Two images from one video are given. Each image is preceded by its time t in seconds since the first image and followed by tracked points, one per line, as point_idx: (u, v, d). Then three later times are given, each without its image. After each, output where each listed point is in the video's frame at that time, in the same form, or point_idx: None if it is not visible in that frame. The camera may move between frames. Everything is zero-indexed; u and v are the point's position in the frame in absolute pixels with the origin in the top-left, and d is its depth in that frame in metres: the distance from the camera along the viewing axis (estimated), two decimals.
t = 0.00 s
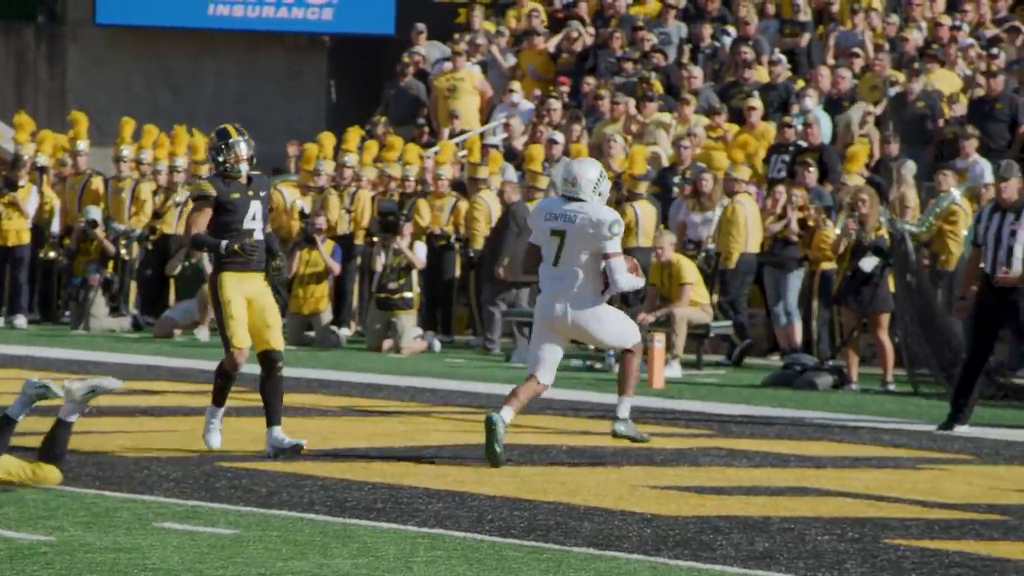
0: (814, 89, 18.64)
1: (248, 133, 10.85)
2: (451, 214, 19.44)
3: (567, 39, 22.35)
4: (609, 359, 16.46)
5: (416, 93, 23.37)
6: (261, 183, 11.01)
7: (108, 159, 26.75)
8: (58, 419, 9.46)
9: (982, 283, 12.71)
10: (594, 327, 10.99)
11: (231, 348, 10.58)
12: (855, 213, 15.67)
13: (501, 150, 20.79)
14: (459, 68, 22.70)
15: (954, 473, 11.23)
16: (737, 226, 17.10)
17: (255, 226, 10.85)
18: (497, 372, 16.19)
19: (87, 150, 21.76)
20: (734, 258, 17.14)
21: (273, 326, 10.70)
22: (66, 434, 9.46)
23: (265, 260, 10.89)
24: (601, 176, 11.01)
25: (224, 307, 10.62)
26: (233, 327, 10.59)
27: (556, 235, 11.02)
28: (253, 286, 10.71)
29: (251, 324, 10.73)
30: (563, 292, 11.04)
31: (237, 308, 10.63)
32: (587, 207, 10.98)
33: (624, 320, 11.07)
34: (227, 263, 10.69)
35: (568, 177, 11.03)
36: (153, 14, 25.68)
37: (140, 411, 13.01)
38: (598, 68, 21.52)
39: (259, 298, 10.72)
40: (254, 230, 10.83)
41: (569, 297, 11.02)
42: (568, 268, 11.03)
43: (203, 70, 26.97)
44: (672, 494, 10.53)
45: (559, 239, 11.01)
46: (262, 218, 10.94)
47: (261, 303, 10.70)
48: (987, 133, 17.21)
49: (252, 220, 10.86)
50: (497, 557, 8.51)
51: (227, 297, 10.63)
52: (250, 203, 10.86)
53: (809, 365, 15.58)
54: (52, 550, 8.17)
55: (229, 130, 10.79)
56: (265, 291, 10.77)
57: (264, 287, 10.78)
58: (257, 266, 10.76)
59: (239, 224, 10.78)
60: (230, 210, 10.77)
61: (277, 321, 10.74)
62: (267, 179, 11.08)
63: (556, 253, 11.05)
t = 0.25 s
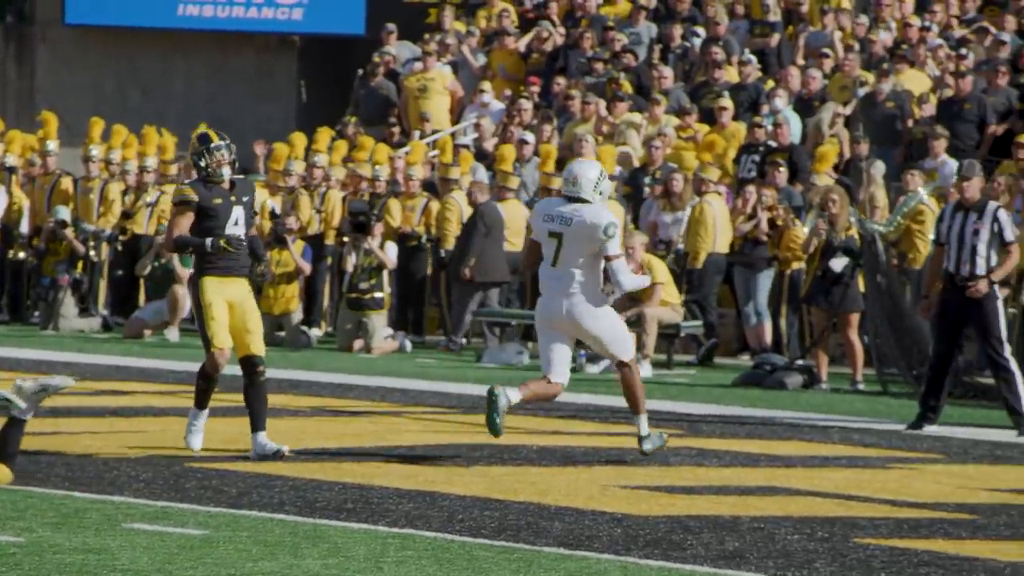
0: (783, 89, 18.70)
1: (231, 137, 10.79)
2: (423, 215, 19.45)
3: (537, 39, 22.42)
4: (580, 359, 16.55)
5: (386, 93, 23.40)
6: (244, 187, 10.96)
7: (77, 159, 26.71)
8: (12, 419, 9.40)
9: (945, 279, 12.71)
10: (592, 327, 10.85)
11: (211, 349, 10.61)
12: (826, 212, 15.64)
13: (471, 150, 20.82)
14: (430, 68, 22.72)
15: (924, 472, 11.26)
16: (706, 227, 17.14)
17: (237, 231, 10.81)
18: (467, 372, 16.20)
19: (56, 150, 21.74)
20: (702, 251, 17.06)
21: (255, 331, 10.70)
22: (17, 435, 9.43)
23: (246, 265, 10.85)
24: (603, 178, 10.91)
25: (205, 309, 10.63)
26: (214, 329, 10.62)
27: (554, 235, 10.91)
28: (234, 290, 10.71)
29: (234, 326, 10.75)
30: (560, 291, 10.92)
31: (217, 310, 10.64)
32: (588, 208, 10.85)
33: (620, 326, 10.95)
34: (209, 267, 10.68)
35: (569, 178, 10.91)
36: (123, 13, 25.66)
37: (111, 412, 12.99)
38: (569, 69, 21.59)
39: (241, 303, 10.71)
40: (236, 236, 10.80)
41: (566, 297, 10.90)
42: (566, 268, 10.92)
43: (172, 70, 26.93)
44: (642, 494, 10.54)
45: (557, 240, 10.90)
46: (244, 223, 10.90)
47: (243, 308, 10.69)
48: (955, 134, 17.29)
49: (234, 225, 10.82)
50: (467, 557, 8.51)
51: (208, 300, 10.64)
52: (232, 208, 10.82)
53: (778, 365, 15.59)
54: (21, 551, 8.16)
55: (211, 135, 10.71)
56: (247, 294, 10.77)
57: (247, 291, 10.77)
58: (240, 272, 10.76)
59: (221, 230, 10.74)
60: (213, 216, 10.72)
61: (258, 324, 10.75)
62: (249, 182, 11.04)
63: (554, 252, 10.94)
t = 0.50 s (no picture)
0: (752, 89, 18.78)
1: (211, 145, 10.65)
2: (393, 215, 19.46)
3: (507, 39, 22.49)
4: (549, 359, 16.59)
5: (356, 93, 23.43)
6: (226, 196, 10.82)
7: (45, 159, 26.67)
8: None
9: (910, 278, 12.78)
10: (591, 331, 10.71)
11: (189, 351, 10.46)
12: (794, 213, 15.69)
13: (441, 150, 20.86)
14: (399, 68, 22.76)
15: (892, 471, 11.29)
16: (673, 227, 17.04)
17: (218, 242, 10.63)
18: (436, 372, 16.21)
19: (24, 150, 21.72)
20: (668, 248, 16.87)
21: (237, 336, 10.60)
22: None
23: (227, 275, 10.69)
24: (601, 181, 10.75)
25: (183, 315, 10.50)
26: (191, 331, 10.49)
27: (555, 237, 10.74)
28: (213, 297, 10.58)
29: (215, 333, 10.61)
30: (561, 292, 10.76)
31: (196, 315, 10.51)
32: (589, 211, 10.69)
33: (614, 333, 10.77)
34: (187, 275, 10.56)
35: (568, 181, 10.74)
36: (92, 12, 25.68)
37: (79, 412, 12.96)
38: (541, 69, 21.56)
39: (221, 310, 10.58)
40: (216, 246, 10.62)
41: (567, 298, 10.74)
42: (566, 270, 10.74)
43: (141, 70, 26.88)
44: (611, 493, 10.54)
45: (559, 242, 10.73)
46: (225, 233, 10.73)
47: (223, 316, 10.56)
48: (924, 133, 17.29)
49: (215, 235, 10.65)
50: (437, 557, 8.51)
51: (186, 305, 10.52)
52: (213, 217, 10.66)
53: (748, 365, 15.59)
54: None
55: (190, 141, 10.60)
56: (228, 301, 10.64)
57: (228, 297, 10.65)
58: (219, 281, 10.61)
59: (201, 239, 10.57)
60: (193, 226, 10.54)
61: (240, 330, 10.61)
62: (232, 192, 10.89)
63: (553, 254, 10.77)
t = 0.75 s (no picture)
0: (718, 91, 18.84)
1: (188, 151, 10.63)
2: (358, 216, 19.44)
3: (473, 40, 22.57)
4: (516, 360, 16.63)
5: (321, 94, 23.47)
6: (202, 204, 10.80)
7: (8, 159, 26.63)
8: None
9: (872, 278, 12.84)
10: (588, 334, 10.80)
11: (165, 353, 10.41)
12: (761, 214, 15.72)
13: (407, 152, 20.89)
14: (366, 69, 22.80)
15: (856, 472, 11.33)
16: (636, 227, 16.92)
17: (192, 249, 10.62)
18: (401, 373, 16.21)
19: None
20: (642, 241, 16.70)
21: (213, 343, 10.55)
22: None
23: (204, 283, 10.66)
24: (593, 187, 10.91)
25: (158, 320, 10.45)
26: (167, 335, 10.43)
27: (555, 243, 10.85)
28: (189, 301, 10.54)
29: (191, 338, 10.59)
30: (559, 296, 10.84)
31: (172, 317, 10.46)
32: (584, 217, 10.86)
33: (609, 336, 10.86)
34: (164, 280, 10.52)
35: (562, 188, 10.90)
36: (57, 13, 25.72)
37: (44, 414, 12.93)
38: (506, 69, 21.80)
39: (197, 315, 10.56)
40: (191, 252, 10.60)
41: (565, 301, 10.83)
42: (565, 274, 10.85)
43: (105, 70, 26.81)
44: (577, 494, 10.56)
45: (558, 248, 10.84)
46: (200, 240, 10.71)
47: (199, 322, 10.53)
48: (888, 135, 17.36)
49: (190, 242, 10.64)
50: (402, 558, 8.52)
51: (161, 309, 10.48)
52: (187, 225, 10.64)
53: (714, 366, 15.67)
54: None
55: (166, 146, 10.59)
56: (204, 305, 10.60)
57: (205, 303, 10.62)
58: (196, 285, 10.58)
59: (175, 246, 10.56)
60: (167, 233, 10.55)
61: (215, 334, 10.57)
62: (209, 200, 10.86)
63: (551, 260, 10.88)
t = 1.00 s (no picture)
0: (681, 93, 18.90)
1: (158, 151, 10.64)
2: (323, 218, 19.44)
3: (437, 41, 22.68)
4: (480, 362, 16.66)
5: (286, 96, 23.51)
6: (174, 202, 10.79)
7: None
8: None
9: (832, 280, 12.90)
10: (577, 330, 10.86)
11: (137, 359, 10.39)
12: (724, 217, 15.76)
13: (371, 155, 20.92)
14: (330, 70, 22.85)
15: (820, 473, 11.34)
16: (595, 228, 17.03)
17: (164, 248, 10.63)
18: (365, 375, 16.20)
19: None
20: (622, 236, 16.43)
21: (185, 346, 10.55)
22: None
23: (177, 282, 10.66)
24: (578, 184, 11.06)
25: (131, 323, 10.44)
26: (141, 340, 10.41)
27: (546, 239, 10.95)
28: (163, 304, 10.52)
29: (162, 341, 10.57)
30: (552, 293, 10.92)
31: (146, 322, 10.44)
32: (570, 214, 11.00)
33: (596, 336, 10.89)
34: (137, 281, 10.51)
35: (548, 185, 11.03)
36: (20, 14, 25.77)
37: (6, 416, 12.89)
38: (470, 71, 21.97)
39: (170, 317, 10.54)
40: (163, 252, 10.61)
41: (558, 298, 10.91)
42: (557, 271, 10.92)
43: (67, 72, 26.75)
44: (541, 496, 10.55)
45: (550, 244, 10.94)
46: (172, 239, 10.72)
47: (172, 323, 10.52)
48: (851, 137, 17.32)
49: (160, 241, 10.64)
50: (366, 561, 8.50)
51: (135, 312, 10.45)
52: (158, 224, 10.65)
53: (677, 368, 15.67)
54: None
55: (137, 146, 10.59)
56: (177, 307, 10.58)
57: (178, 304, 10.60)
58: (169, 285, 10.57)
59: (146, 246, 10.57)
60: (137, 233, 10.57)
61: (186, 340, 10.57)
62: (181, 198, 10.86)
63: (543, 257, 10.96)
